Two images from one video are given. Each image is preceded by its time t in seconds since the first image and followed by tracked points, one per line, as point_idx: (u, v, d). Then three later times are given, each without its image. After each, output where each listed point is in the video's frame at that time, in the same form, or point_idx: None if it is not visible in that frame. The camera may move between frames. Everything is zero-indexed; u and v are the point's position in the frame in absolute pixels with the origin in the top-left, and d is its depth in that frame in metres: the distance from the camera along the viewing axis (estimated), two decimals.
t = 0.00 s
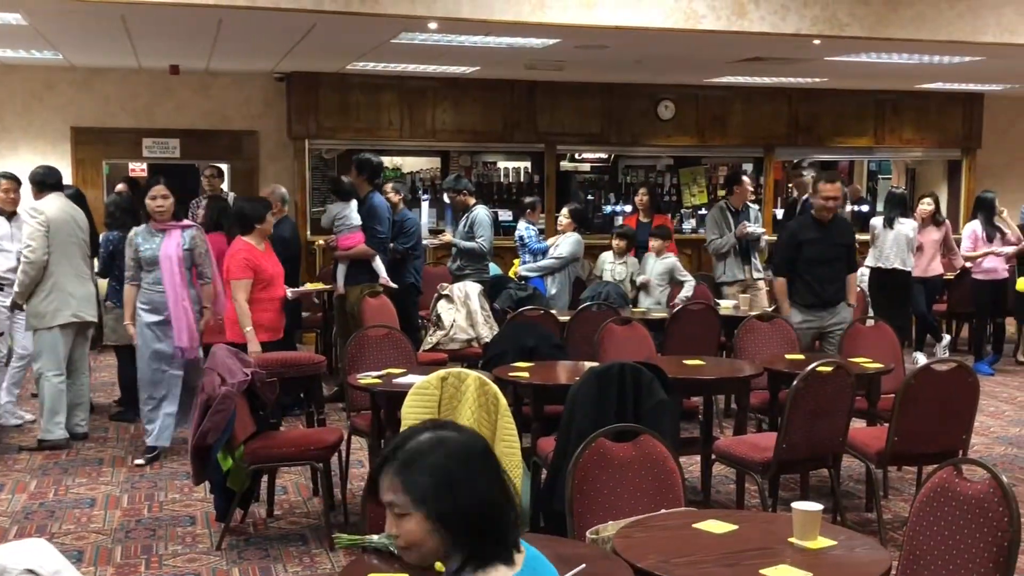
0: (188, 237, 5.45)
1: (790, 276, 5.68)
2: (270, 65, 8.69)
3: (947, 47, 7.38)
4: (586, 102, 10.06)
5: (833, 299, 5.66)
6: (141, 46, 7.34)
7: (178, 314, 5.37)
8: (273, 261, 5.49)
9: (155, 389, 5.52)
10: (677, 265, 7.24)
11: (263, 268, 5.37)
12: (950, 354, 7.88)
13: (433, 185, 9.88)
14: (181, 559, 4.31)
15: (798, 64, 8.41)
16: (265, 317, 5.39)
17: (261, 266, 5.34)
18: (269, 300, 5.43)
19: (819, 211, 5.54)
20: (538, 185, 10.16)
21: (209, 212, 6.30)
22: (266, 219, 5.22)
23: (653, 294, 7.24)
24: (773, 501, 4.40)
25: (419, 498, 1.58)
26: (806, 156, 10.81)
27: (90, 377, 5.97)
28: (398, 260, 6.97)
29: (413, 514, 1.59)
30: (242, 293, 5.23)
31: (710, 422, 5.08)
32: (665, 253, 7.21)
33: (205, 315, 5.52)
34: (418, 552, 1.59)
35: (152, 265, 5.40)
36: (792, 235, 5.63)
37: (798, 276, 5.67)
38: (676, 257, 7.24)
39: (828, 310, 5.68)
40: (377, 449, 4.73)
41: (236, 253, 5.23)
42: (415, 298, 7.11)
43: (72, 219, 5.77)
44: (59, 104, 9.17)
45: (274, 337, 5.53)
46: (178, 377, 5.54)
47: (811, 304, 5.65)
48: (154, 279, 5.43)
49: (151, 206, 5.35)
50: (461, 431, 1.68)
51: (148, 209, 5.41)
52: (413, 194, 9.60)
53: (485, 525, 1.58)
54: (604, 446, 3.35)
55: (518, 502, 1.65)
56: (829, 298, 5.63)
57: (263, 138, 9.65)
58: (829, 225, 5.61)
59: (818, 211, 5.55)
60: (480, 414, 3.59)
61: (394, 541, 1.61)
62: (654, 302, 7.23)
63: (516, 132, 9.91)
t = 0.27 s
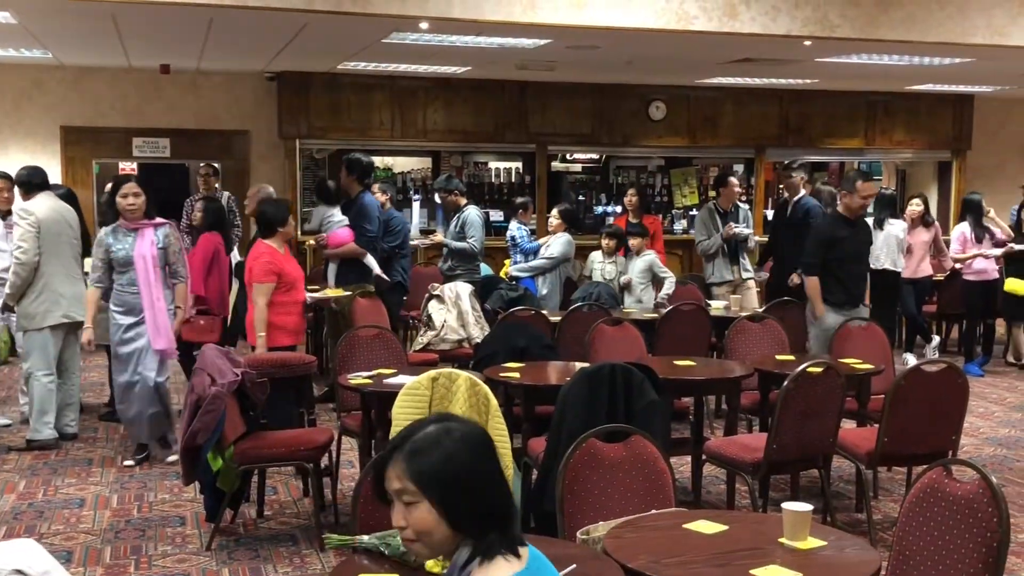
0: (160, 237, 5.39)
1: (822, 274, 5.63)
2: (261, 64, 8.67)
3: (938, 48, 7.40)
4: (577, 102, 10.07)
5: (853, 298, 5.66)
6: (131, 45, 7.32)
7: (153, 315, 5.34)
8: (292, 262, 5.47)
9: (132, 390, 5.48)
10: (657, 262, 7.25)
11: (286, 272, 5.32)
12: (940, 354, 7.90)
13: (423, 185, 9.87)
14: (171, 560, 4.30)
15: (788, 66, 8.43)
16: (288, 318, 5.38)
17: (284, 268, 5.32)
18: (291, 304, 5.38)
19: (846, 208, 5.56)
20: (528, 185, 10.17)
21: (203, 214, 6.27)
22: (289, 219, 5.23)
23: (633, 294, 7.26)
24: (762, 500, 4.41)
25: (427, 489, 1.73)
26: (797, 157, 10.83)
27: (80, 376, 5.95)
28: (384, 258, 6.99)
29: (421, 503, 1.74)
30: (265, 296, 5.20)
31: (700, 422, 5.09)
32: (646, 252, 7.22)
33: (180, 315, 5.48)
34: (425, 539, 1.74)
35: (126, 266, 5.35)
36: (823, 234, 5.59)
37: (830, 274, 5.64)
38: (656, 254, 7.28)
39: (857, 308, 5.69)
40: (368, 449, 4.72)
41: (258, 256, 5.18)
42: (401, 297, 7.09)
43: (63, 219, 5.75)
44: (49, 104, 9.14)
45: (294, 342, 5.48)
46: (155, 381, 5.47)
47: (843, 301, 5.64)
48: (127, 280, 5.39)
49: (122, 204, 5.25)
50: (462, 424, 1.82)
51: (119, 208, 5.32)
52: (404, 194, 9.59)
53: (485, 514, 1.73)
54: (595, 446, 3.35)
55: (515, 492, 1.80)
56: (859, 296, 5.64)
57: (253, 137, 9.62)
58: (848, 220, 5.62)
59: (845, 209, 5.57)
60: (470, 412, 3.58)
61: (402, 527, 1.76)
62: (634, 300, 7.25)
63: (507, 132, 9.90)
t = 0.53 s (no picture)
0: (142, 242, 5.17)
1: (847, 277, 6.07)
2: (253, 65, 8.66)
3: (930, 50, 7.42)
4: (571, 104, 10.08)
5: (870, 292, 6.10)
6: (124, 45, 7.31)
7: (131, 324, 5.11)
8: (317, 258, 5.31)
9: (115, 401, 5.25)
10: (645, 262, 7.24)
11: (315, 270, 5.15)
12: (932, 356, 7.93)
13: (417, 186, 9.87)
14: (163, 561, 4.29)
15: (781, 67, 8.45)
16: (320, 318, 5.23)
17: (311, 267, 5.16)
18: (322, 302, 5.23)
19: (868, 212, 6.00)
20: (522, 186, 10.18)
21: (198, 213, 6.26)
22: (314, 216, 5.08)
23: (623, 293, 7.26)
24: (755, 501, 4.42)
25: (419, 484, 1.75)
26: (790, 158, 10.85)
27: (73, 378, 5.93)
28: (375, 258, 7.09)
29: (413, 498, 1.76)
30: (299, 298, 5.03)
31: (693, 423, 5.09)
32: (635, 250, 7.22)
33: (164, 323, 5.26)
34: (418, 533, 1.75)
35: (107, 272, 5.12)
36: (851, 237, 6.06)
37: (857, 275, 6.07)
38: (644, 254, 7.27)
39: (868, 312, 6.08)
40: (361, 450, 4.72)
41: (286, 257, 5.01)
42: (392, 298, 7.20)
43: (55, 221, 5.73)
44: (41, 103, 9.12)
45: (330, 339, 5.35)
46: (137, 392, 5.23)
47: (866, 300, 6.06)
48: (107, 286, 5.16)
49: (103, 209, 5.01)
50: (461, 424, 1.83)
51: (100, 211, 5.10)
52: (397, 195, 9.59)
53: (480, 513, 1.73)
54: (587, 447, 3.36)
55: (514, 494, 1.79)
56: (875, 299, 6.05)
57: (247, 138, 9.61)
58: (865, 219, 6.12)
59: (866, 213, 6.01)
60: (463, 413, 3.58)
61: (397, 519, 1.78)
62: (624, 301, 7.25)
63: (500, 133, 9.90)
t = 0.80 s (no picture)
0: (127, 243, 4.96)
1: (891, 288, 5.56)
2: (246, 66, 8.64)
3: (921, 52, 7.44)
4: (564, 106, 10.09)
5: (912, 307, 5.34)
6: (116, 46, 7.30)
7: (113, 328, 4.89)
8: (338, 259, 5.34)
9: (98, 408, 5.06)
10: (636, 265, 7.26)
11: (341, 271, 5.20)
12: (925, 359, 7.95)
13: (410, 187, 9.86)
14: (154, 563, 4.27)
15: (774, 70, 8.46)
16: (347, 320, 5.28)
17: (336, 267, 5.21)
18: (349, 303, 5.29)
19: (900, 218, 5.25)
20: (515, 187, 10.19)
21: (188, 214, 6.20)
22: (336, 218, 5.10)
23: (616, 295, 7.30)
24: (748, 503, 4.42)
25: (407, 487, 1.74)
26: (782, 161, 10.87)
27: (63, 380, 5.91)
28: (369, 261, 7.11)
29: (399, 499, 1.75)
30: (333, 299, 5.10)
31: (686, 425, 5.09)
32: (626, 252, 7.22)
33: (147, 327, 5.02)
34: (404, 533, 1.75)
35: (89, 273, 4.92)
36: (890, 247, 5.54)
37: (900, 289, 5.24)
38: (636, 258, 7.31)
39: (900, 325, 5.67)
40: (354, 452, 4.71)
41: (316, 261, 5.04)
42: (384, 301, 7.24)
43: (46, 223, 5.72)
44: (33, 103, 9.09)
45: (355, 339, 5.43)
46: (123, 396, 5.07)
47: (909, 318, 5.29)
48: (89, 289, 4.96)
49: (89, 207, 4.84)
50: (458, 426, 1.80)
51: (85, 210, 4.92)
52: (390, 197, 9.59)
53: (468, 517, 1.72)
54: (580, 448, 3.36)
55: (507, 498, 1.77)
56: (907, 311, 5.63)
57: (239, 138, 9.59)
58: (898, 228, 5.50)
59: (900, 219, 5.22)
60: (457, 413, 3.58)
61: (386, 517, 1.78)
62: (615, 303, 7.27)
63: (493, 135, 9.90)
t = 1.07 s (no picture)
0: (101, 248, 4.73)
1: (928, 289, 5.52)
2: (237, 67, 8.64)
3: (910, 55, 7.47)
4: (556, 108, 10.10)
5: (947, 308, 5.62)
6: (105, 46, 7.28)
7: (89, 337, 4.67)
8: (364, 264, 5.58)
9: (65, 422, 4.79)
10: (628, 268, 7.24)
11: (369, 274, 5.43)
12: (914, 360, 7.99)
13: (401, 189, 9.86)
14: (143, 565, 4.26)
15: (764, 72, 8.48)
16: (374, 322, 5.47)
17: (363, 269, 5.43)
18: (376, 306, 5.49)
19: (931, 215, 5.55)
20: (506, 189, 10.19)
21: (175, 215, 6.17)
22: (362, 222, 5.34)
23: (605, 297, 7.26)
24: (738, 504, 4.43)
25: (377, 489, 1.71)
26: (772, 163, 10.90)
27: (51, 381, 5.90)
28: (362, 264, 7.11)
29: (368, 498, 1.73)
30: (359, 300, 5.27)
31: (676, 427, 5.10)
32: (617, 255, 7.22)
33: (123, 336, 4.76)
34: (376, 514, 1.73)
35: (63, 280, 4.70)
36: (926, 246, 5.48)
37: (935, 287, 5.53)
38: (628, 261, 7.29)
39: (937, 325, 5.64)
40: (343, 454, 4.71)
41: (345, 261, 5.26)
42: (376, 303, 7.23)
43: (34, 224, 5.69)
44: (23, 104, 9.06)
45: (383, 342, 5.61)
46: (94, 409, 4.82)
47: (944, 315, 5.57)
48: (64, 295, 4.74)
49: (61, 212, 4.63)
50: (441, 438, 1.76)
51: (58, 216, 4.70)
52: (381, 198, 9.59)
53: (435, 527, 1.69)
54: (569, 450, 3.36)
55: (482, 518, 1.73)
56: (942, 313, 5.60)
57: (229, 139, 9.58)
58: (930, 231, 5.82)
59: (931, 216, 5.49)
60: (447, 415, 3.58)
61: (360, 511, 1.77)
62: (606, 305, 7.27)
63: (484, 136, 9.90)
